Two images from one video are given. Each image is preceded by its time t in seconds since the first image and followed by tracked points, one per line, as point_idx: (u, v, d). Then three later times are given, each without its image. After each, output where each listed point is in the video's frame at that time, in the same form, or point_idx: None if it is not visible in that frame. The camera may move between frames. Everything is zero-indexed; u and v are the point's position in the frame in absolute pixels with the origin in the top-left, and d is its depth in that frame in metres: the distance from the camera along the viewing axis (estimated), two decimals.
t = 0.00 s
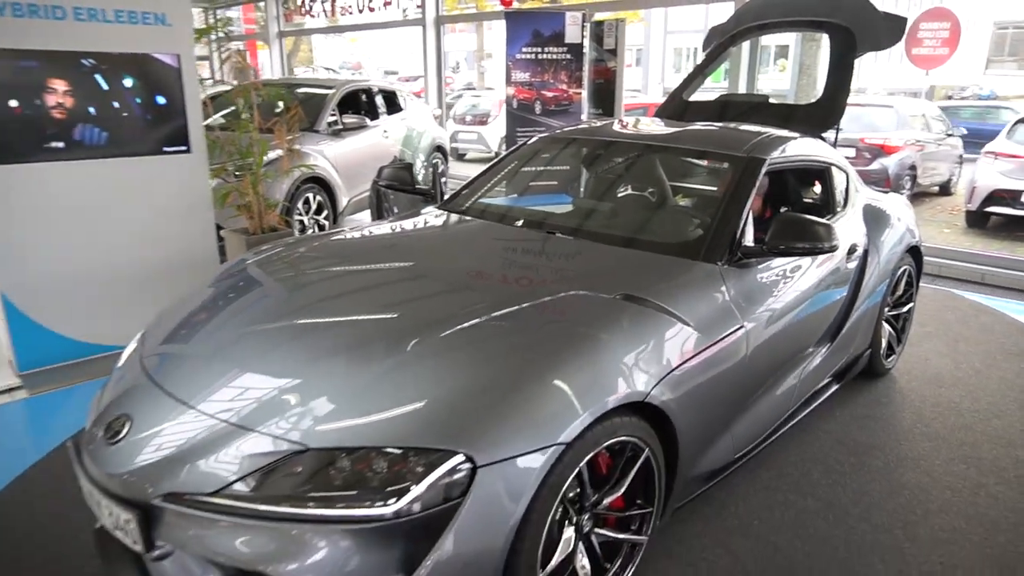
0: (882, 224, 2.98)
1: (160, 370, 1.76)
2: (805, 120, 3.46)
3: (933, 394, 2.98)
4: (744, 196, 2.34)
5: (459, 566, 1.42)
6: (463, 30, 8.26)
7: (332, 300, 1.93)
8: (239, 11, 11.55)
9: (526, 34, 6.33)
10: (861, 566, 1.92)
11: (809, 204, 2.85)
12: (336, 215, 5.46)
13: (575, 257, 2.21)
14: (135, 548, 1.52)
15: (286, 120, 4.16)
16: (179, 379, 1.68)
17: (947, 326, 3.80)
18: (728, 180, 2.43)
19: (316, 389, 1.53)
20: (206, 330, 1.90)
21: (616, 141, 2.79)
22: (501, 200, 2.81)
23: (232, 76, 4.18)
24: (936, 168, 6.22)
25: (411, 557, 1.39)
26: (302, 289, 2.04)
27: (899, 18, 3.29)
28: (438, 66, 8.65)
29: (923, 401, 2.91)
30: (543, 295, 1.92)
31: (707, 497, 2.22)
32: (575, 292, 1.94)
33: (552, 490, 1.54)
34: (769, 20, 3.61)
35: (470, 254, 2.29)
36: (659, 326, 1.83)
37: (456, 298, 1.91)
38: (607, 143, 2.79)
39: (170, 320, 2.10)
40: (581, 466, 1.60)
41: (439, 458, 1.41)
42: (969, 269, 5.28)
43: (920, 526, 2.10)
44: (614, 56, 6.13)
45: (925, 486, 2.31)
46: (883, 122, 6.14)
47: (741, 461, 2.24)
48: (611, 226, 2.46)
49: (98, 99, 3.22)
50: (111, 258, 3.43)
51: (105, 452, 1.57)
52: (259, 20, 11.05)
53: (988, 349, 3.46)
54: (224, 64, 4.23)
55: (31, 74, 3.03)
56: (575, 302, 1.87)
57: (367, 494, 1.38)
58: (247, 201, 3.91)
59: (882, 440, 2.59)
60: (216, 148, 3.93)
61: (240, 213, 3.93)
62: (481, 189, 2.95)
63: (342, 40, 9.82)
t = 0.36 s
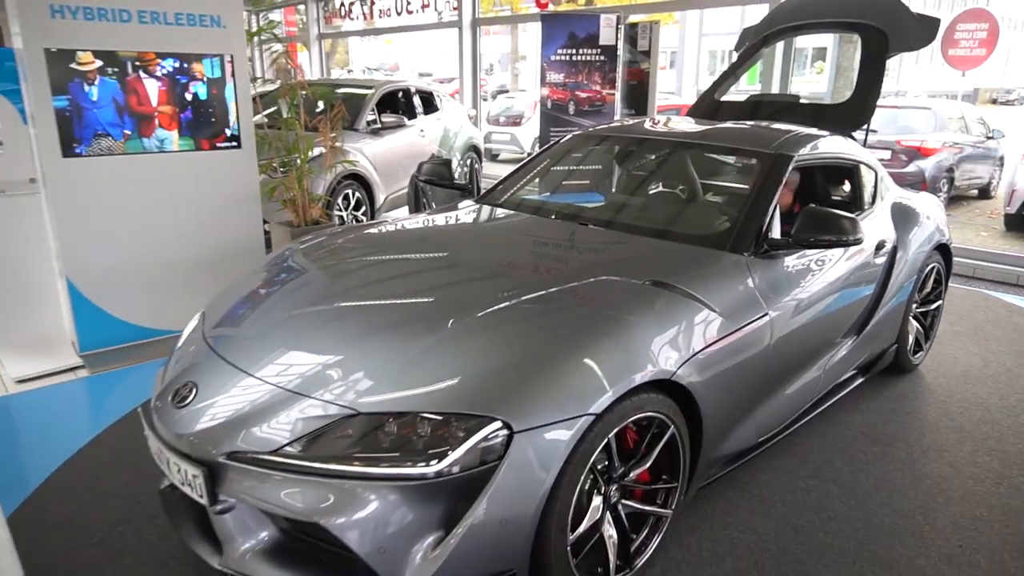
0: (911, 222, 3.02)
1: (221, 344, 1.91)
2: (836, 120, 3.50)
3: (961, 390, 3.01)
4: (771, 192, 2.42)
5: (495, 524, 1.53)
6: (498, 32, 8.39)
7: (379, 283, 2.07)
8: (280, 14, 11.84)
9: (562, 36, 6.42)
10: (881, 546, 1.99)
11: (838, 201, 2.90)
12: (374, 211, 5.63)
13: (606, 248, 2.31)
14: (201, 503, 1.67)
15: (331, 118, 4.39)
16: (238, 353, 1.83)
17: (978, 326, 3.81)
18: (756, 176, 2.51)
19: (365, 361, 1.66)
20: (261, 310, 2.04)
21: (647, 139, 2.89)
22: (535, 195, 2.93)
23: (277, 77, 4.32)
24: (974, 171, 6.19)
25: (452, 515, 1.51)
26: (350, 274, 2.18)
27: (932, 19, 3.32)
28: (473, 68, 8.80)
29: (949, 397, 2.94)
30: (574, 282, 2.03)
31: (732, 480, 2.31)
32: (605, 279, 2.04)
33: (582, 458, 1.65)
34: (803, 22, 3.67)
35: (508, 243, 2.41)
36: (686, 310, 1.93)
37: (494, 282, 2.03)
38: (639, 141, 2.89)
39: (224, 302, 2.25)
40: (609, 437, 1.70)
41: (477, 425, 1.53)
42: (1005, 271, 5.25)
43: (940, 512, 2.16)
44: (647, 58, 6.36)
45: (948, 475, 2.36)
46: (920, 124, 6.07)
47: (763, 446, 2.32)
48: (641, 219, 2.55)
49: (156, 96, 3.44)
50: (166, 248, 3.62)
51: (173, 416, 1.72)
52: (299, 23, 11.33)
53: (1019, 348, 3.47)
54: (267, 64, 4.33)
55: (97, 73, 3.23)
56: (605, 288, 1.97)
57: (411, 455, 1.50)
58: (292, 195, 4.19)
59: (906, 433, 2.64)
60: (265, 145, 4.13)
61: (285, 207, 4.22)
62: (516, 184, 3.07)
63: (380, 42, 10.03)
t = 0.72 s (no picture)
0: (924, 224, 3.05)
1: (248, 335, 2.01)
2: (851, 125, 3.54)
3: (972, 393, 3.03)
4: (780, 194, 2.48)
5: (503, 507, 1.60)
6: (520, 36, 8.48)
7: (400, 278, 2.16)
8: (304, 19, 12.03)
9: (581, 41, 6.50)
10: (882, 541, 2.04)
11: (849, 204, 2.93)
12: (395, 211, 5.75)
13: (617, 247, 2.38)
14: (227, 482, 1.77)
15: (353, 121, 4.52)
16: (263, 343, 1.93)
17: (994, 331, 3.81)
18: (766, 178, 2.56)
19: (383, 351, 1.75)
20: (285, 303, 2.14)
21: (662, 143, 2.95)
22: (552, 196, 3.00)
23: (299, 79, 4.40)
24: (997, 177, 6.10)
25: (462, 496, 1.59)
26: (371, 270, 2.27)
27: (947, 26, 3.35)
28: (494, 71, 8.90)
29: (960, 399, 2.97)
30: (584, 279, 2.10)
31: (738, 475, 2.37)
32: (613, 276, 2.11)
33: (588, 445, 1.72)
34: (820, 26, 3.70)
35: (522, 241, 2.49)
36: (692, 307, 1.99)
37: (508, 278, 2.11)
38: (654, 144, 2.95)
39: (249, 296, 2.35)
40: (615, 426, 1.78)
41: (487, 411, 1.61)
42: None
43: (943, 509, 2.20)
44: (666, 62, 6.39)
45: (953, 474, 2.40)
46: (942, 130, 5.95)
47: (769, 443, 2.38)
48: (654, 220, 2.62)
49: (185, 100, 3.56)
50: (195, 245, 3.75)
51: (203, 400, 1.82)
52: (324, 27, 11.51)
53: None
54: (292, 67, 4.43)
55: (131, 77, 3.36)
56: (614, 285, 2.04)
57: (426, 439, 1.59)
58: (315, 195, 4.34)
59: (914, 433, 2.67)
60: (290, 146, 4.26)
61: (309, 207, 4.39)
62: (533, 186, 3.15)
63: (402, 46, 10.16)
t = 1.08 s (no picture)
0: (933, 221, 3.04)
1: (260, 324, 2.07)
2: (861, 124, 3.54)
3: (980, 393, 3.03)
4: (784, 191, 2.50)
5: (500, 490, 1.65)
6: (538, 39, 8.54)
7: (408, 271, 2.22)
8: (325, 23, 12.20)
9: (595, 44, 6.56)
10: (879, 535, 2.07)
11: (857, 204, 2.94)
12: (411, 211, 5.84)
13: (621, 243, 2.42)
14: (236, 465, 1.84)
15: (367, 121, 4.60)
16: (272, 332, 1.99)
17: (1007, 332, 3.79)
18: (771, 176, 2.59)
19: (386, 340, 1.80)
20: (295, 295, 2.20)
21: (669, 142, 2.98)
22: (561, 194, 3.04)
23: (319, 81, 4.44)
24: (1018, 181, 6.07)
25: (460, 480, 1.64)
26: (379, 263, 2.33)
27: (958, 27, 3.34)
28: (511, 74, 8.97)
29: (968, 399, 2.97)
30: (586, 272, 2.14)
31: (739, 469, 2.41)
32: (614, 270, 2.15)
33: (584, 432, 1.77)
34: (831, 27, 3.71)
35: (528, 237, 2.54)
36: (692, 302, 2.02)
37: (513, 271, 2.16)
38: (662, 143, 2.98)
39: (262, 288, 2.42)
40: (611, 415, 1.83)
41: (486, 398, 1.66)
42: None
43: (942, 505, 2.22)
44: (679, 64, 6.41)
45: (955, 472, 2.41)
46: (963, 132, 5.90)
47: (771, 437, 2.41)
48: (660, 218, 2.65)
49: (201, 100, 3.65)
50: (213, 242, 3.85)
51: (214, 386, 1.89)
52: (344, 31, 11.66)
53: None
54: (311, 68, 4.49)
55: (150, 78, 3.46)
56: (614, 278, 2.08)
57: (426, 424, 1.64)
58: (331, 194, 4.46)
59: (918, 431, 2.68)
60: (305, 146, 4.35)
61: (324, 205, 4.52)
62: (542, 185, 3.19)
63: (421, 49, 10.26)
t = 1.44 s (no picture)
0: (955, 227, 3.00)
1: (284, 320, 2.12)
2: (888, 128, 3.51)
3: (1007, 400, 2.99)
4: (806, 195, 2.50)
5: (515, 487, 1.67)
6: (564, 42, 8.57)
7: (429, 271, 2.25)
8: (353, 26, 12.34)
9: (620, 46, 6.66)
10: (898, 541, 2.05)
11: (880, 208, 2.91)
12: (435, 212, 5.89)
13: (641, 244, 2.43)
14: (259, 458, 1.88)
15: (392, 124, 4.68)
16: (296, 328, 2.03)
17: None
18: (793, 179, 2.58)
19: (406, 338, 1.83)
20: (318, 293, 2.24)
21: (692, 145, 2.98)
22: (583, 196, 3.06)
23: (345, 84, 4.53)
24: None
25: (477, 476, 1.67)
26: (401, 262, 2.36)
27: (988, 30, 3.28)
28: (536, 77, 9.01)
29: (994, 406, 2.93)
30: (605, 273, 2.15)
31: (756, 473, 2.40)
32: (633, 271, 2.16)
33: (599, 431, 1.78)
34: (859, 29, 3.68)
35: (548, 238, 2.56)
36: (710, 304, 2.03)
37: (533, 271, 2.18)
38: (684, 146, 2.98)
39: (287, 286, 2.47)
40: (626, 415, 1.84)
41: (502, 395, 1.68)
42: None
43: (964, 513, 2.19)
44: (704, 66, 6.29)
45: (978, 479, 2.38)
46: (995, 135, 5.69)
47: (789, 440, 2.41)
48: (681, 220, 2.66)
49: (228, 102, 3.72)
50: (240, 241, 3.92)
51: (239, 380, 1.94)
52: (372, 33, 11.79)
53: None
54: (337, 71, 4.56)
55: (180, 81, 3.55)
56: (633, 279, 2.09)
57: (444, 420, 1.67)
58: (355, 194, 4.54)
59: (941, 438, 2.65)
60: (331, 147, 4.43)
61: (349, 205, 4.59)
62: (564, 186, 3.21)
63: (447, 51, 10.33)
